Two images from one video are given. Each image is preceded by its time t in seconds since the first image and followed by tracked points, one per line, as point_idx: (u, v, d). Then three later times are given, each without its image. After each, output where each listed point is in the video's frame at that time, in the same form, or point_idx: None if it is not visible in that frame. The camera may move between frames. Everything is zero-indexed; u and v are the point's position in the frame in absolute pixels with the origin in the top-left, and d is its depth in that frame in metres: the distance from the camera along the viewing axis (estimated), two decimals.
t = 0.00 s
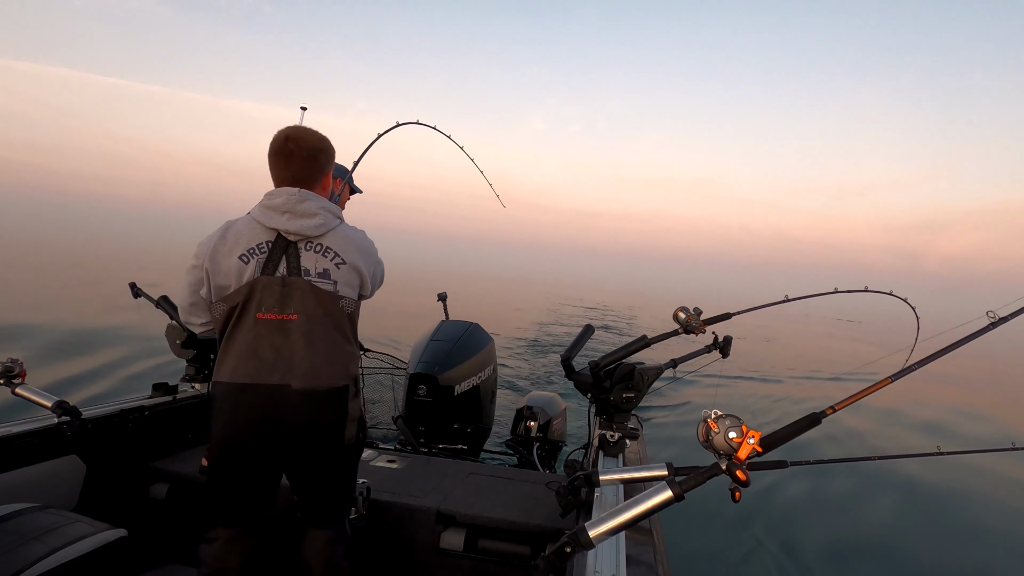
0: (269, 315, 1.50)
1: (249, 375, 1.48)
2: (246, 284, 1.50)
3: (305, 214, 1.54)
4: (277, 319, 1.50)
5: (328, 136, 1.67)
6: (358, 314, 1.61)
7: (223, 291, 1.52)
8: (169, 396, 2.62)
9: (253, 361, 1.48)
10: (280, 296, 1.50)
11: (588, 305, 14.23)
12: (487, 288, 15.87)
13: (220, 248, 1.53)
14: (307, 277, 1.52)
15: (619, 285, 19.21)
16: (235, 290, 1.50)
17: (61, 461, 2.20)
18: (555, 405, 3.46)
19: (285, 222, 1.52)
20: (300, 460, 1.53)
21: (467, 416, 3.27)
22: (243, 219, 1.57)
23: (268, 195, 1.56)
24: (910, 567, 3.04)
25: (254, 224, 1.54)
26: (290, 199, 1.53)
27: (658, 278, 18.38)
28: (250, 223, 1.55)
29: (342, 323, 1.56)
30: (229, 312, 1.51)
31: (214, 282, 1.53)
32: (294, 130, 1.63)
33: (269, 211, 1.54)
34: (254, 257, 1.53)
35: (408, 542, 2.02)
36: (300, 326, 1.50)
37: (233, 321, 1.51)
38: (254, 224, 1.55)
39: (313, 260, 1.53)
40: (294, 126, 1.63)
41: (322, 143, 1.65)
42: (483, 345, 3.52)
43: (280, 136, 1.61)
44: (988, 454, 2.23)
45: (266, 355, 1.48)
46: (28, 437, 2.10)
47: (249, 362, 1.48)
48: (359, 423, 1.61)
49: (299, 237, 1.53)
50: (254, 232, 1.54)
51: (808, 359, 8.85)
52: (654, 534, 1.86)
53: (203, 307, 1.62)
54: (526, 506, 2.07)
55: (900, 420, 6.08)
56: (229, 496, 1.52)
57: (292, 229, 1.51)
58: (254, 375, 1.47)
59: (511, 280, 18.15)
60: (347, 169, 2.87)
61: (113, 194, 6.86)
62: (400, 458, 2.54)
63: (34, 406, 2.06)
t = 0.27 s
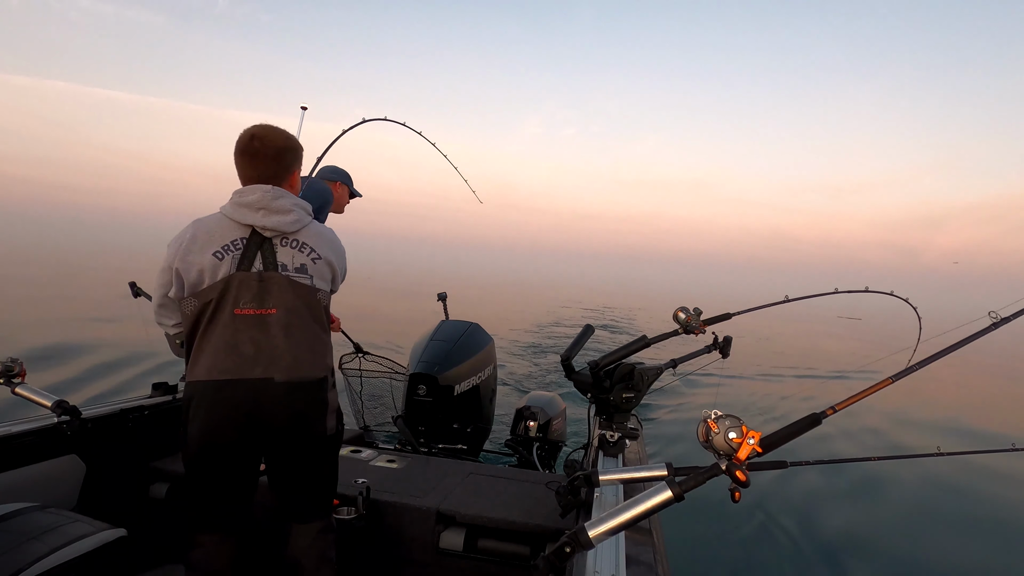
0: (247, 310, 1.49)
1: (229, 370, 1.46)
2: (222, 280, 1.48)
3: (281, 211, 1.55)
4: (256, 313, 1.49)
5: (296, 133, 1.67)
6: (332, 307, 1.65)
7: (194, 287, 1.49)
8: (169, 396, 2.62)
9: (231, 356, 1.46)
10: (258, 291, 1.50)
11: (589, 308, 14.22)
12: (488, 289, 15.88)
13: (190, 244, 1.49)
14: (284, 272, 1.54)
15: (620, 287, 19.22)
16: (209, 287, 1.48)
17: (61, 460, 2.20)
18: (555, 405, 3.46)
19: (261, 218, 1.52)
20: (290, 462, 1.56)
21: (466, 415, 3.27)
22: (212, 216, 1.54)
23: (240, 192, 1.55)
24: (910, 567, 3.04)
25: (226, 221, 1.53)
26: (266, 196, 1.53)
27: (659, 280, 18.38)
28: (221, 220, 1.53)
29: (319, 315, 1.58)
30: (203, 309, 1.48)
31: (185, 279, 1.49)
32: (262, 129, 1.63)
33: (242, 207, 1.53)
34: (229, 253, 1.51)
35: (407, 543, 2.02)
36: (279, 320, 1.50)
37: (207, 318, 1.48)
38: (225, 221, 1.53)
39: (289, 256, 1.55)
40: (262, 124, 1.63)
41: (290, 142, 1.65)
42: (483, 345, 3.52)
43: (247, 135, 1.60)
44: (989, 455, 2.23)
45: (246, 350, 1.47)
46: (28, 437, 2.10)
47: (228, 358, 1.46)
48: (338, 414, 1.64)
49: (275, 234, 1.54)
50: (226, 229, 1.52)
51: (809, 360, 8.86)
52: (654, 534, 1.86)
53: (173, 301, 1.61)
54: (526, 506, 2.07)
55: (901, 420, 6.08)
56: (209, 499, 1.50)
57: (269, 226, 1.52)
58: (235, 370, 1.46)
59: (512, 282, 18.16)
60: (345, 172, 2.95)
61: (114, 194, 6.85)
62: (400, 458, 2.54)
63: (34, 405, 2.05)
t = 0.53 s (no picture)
0: (229, 312, 1.48)
1: (214, 372, 1.45)
2: (201, 283, 1.47)
3: (256, 212, 1.55)
4: (238, 315, 1.49)
5: (265, 133, 1.66)
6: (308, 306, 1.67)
7: (171, 289, 1.46)
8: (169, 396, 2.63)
9: (216, 358, 1.46)
10: (239, 293, 1.50)
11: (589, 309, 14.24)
12: (488, 290, 15.92)
13: (164, 247, 1.46)
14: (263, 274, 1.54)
15: (620, 287, 19.25)
16: (187, 290, 1.46)
17: (61, 460, 2.20)
18: (555, 405, 3.46)
19: (237, 220, 1.52)
20: (281, 460, 1.60)
21: (466, 415, 3.27)
22: (182, 218, 1.52)
23: (212, 194, 1.53)
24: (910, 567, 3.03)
25: (199, 223, 1.51)
26: (241, 197, 1.52)
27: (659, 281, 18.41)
28: (194, 222, 1.51)
29: (298, 315, 1.60)
30: (182, 312, 1.46)
31: (160, 282, 1.46)
32: (230, 130, 1.62)
33: (216, 209, 1.52)
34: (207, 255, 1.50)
35: (407, 543, 2.02)
36: (262, 321, 1.51)
37: (187, 320, 1.46)
38: (199, 223, 1.51)
39: (267, 257, 1.55)
40: (229, 126, 1.62)
41: (258, 142, 1.64)
42: (483, 345, 3.52)
43: (216, 136, 1.60)
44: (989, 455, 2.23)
45: (230, 352, 1.47)
46: (28, 437, 2.10)
47: (212, 360, 1.45)
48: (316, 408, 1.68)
49: (251, 236, 1.54)
50: (201, 231, 1.50)
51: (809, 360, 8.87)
52: (654, 534, 1.86)
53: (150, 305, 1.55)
54: (526, 506, 2.07)
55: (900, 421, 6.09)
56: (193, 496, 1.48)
57: (246, 228, 1.52)
58: (220, 372, 1.45)
59: (512, 283, 18.19)
60: (351, 178, 2.94)
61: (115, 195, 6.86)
62: (400, 458, 2.54)
63: (35, 406, 2.05)
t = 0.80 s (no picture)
0: (244, 312, 1.49)
1: (231, 370, 1.46)
2: (216, 285, 1.47)
3: (269, 218, 1.56)
4: (252, 314, 1.50)
5: (272, 142, 1.66)
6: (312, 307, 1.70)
7: (186, 290, 1.43)
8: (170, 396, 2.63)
9: (231, 358, 1.46)
10: (254, 295, 1.51)
11: (587, 309, 14.24)
12: (487, 291, 15.91)
13: (178, 249, 1.44)
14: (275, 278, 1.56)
15: (619, 288, 19.23)
16: (203, 291, 1.45)
17: (62, 461, 2.20)
18: (555, 406, 3.46)
19: (251, 225, 1.53)
20: (279, 460, 1.60)
21: (466, 415, 3.26)
22: (194, 220, 1.50)
23: (225, 198, 1.53)
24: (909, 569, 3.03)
25: (212, 226, 1.50)
26: (256, 203, 1.53)
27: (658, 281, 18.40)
28: (206, 225, 1.50)
29: (306, 315, 1.64)
30: (196, 313, 1.45)
31: (175, 283, 1.43)
32: (239, 139, 1.63)
33: (230, 214, 1.51)
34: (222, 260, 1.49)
35: (407, 543, 2.02)
36: (275, 322, 1.55)
37: (202, 320, 1.45)
38: (211, 227, 1.50)
39: (278, 261, 1.58)
40: (240, 136, 1.63)
41: (266, 151, 1.64)
42: (483, 345, 3.52)
43: (226, 143, 1.60)
44: (988, 455, 2.23)
45: (247, 349, 1.48)
46: (29, 437, 2.10)
47: (229, 358, 1.46)
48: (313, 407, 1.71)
49: (264, 240, 1.55)
50: (214, 234, 1.49)
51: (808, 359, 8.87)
52: (654, 534, 1.86)
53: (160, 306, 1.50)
54: (526, 506, 2.07)
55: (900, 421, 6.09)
56: (192, 494, 1.47)
57: (260, 233, 1.53)
58: (237, 370, 1.47)
59: (512, 283, 18.17)
60: (362, 184, 2.94)
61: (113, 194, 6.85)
62: (400, 458, 2.54)
63: (34, 406, 2.05)
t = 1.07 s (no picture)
0: (251, 306, 1.50)
1: (238, 363, 1.46)
2: (222, 280, 1.48)
3: (274, 216, 1.57)
4: (259, 308, 1.51)
5: (277, 144, 1.66)
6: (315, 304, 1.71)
7: (194, 284, 1.45)
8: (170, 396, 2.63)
9: (240, 350, 1.47)
10: (260, 290, 1.52)
11: (587, 308, 14.22)
12: (487, 290, 15.90)
13: (186, 246, 1.46)
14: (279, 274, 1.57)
15: (619, 287, 19.22)
16: (210, 285, 1.46)
17: (62, 461, 2.20)
18: (555, 406, 3.46)
19: (256, 222, 1.53)
20: (283, 460, 1.59)
21: (466, 416, 3.26)
22: (201, 218, 1.51)
23: (232, 196, 1.53)
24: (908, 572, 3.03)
25: (218, 224, 1.51)
26: (261, 201, 1.53)
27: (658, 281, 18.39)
28: (213, 222, 1.51)
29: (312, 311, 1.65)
30: (204, 306, 1.45)
31: (182, 278, 1.44)
32: (245, 141, 1.63)
33: (236, 211, 1.52)
34: (227, 256, 1.50)
35: (407, 543, 2.02)
36: (281, 316, 1.54)
37: (209, 313, 1.45)
38: (218, 224, 1.51)
39: (282, 258, 1.58)
40: (246, 137, 1.63)
41: (271, 152, 1.65)
42: (483, 345, 3.52)
43: (232, 144, 1.61)
44: (987, 456, 2.23)
45: (254, 342, 1.49)
46: (29, 437, 2.10)
47: (237, 350, 1.46)
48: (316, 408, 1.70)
49: (269, 237, 1.56)
50: (220, 231, 1.51)
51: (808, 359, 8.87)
52: (654, 534, 1.86)
53: (173, 303, 1.53)
54: (526, 506, 2.07)
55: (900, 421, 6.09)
56: (193, 489, 1.46)
57: (265, 231, 1.54)
58: (244, 362, 1.47)
59: (512, 283, 18.17)
60: (370, 186, 2.94)
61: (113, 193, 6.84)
62: (400, 458, 2.54)
63: (34, 406, 2.05)
